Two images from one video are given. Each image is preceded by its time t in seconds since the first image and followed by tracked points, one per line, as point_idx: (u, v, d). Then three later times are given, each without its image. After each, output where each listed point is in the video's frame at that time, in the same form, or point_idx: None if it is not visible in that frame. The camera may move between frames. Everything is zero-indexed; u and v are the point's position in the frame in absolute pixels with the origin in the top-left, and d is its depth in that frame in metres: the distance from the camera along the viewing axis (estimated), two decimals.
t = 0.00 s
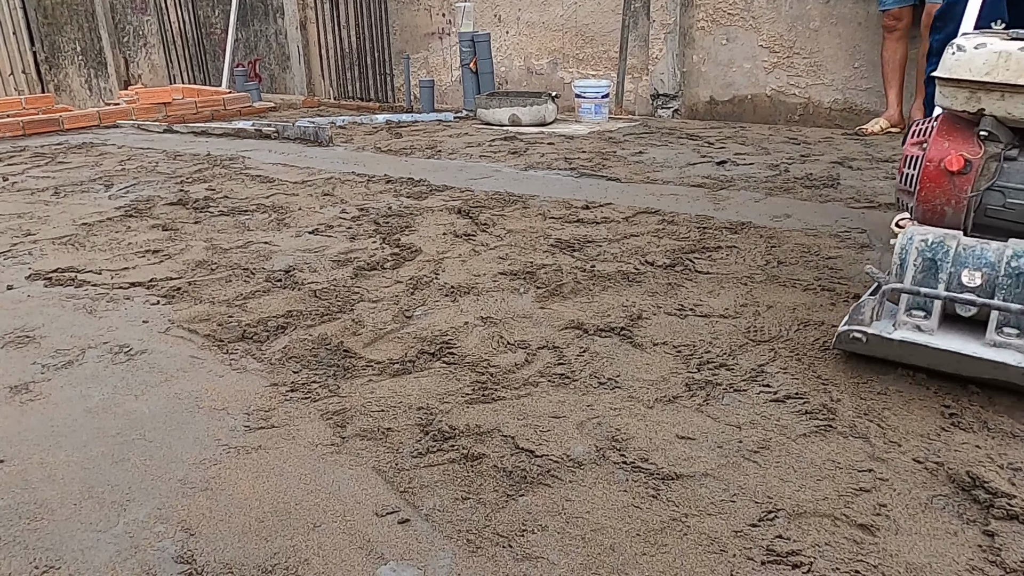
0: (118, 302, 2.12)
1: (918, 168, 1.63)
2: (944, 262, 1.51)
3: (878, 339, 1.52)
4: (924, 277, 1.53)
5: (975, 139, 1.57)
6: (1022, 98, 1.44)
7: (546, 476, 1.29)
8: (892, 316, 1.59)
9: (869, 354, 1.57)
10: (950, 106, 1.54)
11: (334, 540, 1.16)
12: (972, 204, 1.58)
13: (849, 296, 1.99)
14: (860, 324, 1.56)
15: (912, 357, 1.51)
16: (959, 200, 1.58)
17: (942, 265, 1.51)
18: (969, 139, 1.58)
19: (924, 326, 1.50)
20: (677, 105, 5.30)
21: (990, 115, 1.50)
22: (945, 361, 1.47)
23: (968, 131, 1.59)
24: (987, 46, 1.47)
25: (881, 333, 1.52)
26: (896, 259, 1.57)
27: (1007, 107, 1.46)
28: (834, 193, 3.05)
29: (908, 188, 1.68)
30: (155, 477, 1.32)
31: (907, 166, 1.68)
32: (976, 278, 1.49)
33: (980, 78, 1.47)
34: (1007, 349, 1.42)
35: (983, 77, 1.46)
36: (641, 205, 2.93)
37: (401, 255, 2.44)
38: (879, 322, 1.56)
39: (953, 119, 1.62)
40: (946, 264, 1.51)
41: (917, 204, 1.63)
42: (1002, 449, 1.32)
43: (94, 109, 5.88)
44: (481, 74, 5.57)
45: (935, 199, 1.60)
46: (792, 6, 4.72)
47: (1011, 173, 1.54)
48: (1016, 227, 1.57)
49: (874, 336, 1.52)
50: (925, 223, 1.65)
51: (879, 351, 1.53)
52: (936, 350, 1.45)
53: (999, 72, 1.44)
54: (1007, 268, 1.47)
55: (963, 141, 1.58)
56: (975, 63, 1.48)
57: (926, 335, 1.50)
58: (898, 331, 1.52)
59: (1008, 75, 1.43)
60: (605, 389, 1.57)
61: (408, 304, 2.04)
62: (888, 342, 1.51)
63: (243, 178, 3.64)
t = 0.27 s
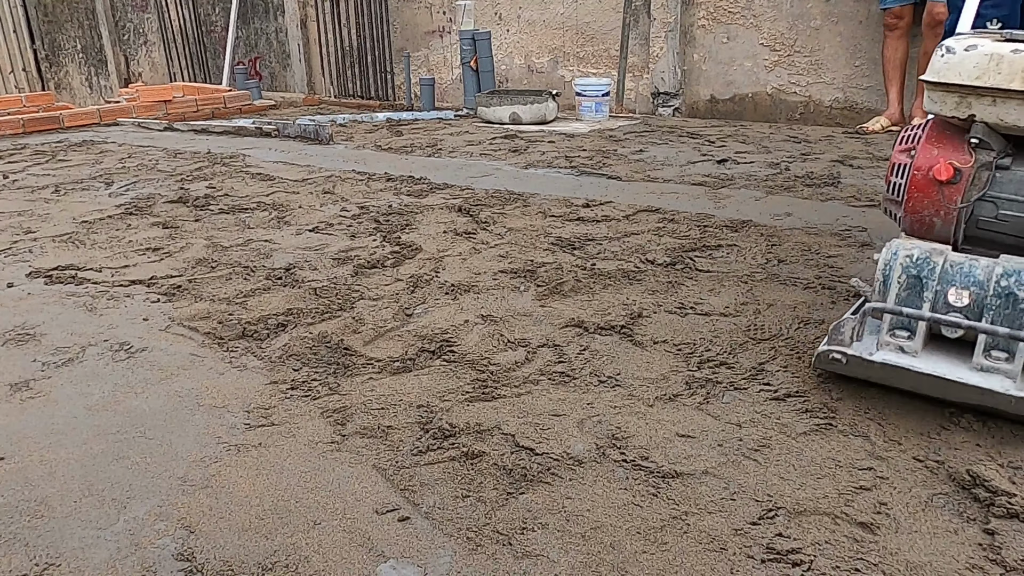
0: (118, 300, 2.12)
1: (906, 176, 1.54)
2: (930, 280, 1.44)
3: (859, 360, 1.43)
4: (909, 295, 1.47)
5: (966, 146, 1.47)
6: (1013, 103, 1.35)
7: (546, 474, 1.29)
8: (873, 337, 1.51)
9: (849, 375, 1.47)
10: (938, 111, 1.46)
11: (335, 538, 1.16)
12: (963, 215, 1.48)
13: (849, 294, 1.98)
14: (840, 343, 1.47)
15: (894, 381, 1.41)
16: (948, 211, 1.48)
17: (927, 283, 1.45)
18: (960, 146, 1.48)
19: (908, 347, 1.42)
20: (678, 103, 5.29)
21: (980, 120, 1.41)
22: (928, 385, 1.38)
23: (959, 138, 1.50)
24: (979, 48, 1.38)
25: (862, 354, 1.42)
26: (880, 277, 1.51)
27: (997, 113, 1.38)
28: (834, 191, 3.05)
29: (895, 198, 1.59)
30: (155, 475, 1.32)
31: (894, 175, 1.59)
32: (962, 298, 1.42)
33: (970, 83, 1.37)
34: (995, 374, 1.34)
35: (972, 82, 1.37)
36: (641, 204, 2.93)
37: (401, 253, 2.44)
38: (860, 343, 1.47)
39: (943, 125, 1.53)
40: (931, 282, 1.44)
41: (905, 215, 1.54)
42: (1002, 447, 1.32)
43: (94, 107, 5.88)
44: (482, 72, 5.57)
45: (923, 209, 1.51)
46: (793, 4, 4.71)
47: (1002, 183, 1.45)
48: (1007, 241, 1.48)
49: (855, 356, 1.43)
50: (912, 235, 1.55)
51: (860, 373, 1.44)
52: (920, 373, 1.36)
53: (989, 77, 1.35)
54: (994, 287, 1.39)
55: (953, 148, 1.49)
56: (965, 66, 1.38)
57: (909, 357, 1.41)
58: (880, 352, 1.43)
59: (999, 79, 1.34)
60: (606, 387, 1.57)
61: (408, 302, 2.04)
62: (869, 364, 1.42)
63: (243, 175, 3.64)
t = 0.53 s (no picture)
0: (120, 299, 2.12)
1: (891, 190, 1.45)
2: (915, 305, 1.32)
3: (839, 393, 1.33)
4: (893, 321, 1.34)
5: (953, 158, 1.38)
6: (1003, 112, 1.25)
7: (548, 473, 1.29)
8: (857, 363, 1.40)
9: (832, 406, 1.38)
10: (924, 122, 1.35)
11: (337, 536, 1.17)
12: (952, 231, 1.39)
13: (852, 293, 1.98)
14: (820, 374, 1.37)
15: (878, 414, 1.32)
16: (936, 227, 1.39)
17: (911, 308, 1.32)
18: (947, 157, 1.39)
19: (892, 378, 1.31)
20: (681, 102, 5.27)
21: (969, 131, 1.32)
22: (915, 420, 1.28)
23: (946, 149, 1.41)
24: (964, 54, 1.28)
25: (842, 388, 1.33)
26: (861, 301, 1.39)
27: (986, 124, 1.28)
28: (836, 190, 3.04)
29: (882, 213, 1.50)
30: (157, 473, 1.32)
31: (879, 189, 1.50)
32: (949, 325, 1.29)
33: (955, 92, 1.28)
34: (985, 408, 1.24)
35: (958, 91, 1.28)
36: (643, 202, 2.92)
37: (403, 252, 2.44)
38: (842, 371, 1.37)
39: (929, 135, 1.44)
40: (916, 308, 1.32)
41: (891, 231, 1.44)
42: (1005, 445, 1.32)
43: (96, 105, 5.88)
44: (483, 71, 5.57)
45: (909, 226, 1.42)
46: (795, 2, 4.71)
47: (993, 198, 1.36)
48: (1000, 259, 1.38)
49: (836, 390, 1.33)
50: (900, 253, 1.46)
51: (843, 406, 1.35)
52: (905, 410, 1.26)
53: (976, 85, 1.26)
54: (984, 315, 1.27)
55: (940, 160, 1.39)
56: (951, 74, 1.29)
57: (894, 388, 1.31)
58: (863, 384, 1.33)
59: (987, 88, 1.25)
60: (608, 386, 1.57)
61: (410, 301, 2.04)
62: (852, 397, 1.32)
63: (245, 174, 3.64)
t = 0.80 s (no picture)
0: (122, 299, 2.12)
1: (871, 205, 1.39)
2: (896, 332, 1.23)
3: (815, 426, 1.23)
4: (872, 349, 1.26)
5: (937, 170, 1.33)
6: (988, 121, 1.20)
7: (549, 473, 1.29)
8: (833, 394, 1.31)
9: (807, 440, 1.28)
10: (905, 132, 1.30)
11: (338, 535, 1.17)
12: (935, 248, 1.33)
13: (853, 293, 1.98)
14: (795, 406, 1.27)
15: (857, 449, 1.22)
16: (918, 244, 1.33)
17: (891, 334, 1.24)
18: (929, 170, 1.33)
19: (871, 411, 1.22)
20: (682, 102, 5.28)
21: (951, 142, 1.26)
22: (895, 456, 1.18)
23: (929, 162, 1.35)
24: (947, 59, 1.23)
25: (818, 419, 1.23)
26: (838, 327, 1.30)
27: (970, 134, 1.22)
28: (837, 190, 3.04)
29: (861, 228, 1.43)
30: (159, 472, 1.33)
31: (859, 203, 1.43)
32: (932, 353, 1.21)
33: (938, 100, 1.22)
34: (971, 444, 1.14)
35: (940, 99, 1.22)
36: (644, 202, 2.92)
37: (404, 252, 2.44)
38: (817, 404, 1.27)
39: (911, 147, 1.38)
40: (897, 333, 1.23)
41: (871, 248, 1.38)
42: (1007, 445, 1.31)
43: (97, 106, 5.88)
44: (484, 71, 5.57)
45: (890, 242, 1.36)
46: (796, 2, 4.70)
47: (979, 213, 1.31)
48: (987, 277, 1.33)
49: (812, 422, 1.23)
50: (881, 270, 1.40)
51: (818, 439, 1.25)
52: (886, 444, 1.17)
53: (960, 93, 1.20)
54: (969, 342, 1.18)
55: (922, 174, 1.34)
56: (932, 81, 1.23)
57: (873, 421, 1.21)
58: (841, 415, 1.24)
59: (970, 96, 1.19)
60: (609, 385, 1.57)
61: (411, 301, 2.04)
62: (827, 430, 1.22)
63: (246, 174, 3.64)
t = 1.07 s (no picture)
0: (122, 298, 2.12)
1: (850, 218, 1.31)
2: (869, 357, 1.15)
3: (781, 457, 1.16)
4: (845, 373, 1.18)
5: (917, 183, 1.24)
6: (971, 130, 1.11)
7: (548, 472, 1.29)
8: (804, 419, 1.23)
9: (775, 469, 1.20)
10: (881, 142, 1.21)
11: (338, 534, 1.17)
12: (915, 265, 1.25)
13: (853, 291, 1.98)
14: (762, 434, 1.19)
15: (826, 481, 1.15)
16: (897, 260, 1.25)
17: (865, 359, 1.16)
18: (909, 182, 1.24)
19: (842, 441, 1.14)
20: (682, 101, 5.28)
21: (932, 152, 1.17)
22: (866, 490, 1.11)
23: (909, 172, 1.26)
24: (927, 64, 1.13)
25: (785, 449, 1.16)
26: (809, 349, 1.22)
27: (952, 143, 1.14)
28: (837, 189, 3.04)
29: (839, 241, 1.35)
30: (159, 471, 1.33)
31: (837, 216, 1.35)
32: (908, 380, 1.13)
33: (918, 108, 1.13)
34: (947, 480, 1.07)
35: (920, 106, 1.13)
36: (644, 201, 2.92)
37: (404, 250, 2.44)
38: (785, 432, 1.19)
39: (891, 157, 1.29)
40: (871, 357, 1.15)
41: (848, 263, 1.30)
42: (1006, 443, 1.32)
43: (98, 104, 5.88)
44: (484, 70, 5.56)
45: (868, 258, 1.27)
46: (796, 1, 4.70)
47: (960, 228, 1.22)
48: (970, 296, 1.24)
49: (778, 453, 1.16)
50: (859, 287, 1.32)
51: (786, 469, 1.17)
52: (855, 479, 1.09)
53: (941, 99, 1.11)
54: (947, 370, 1.10)
55: (902, 186, 1.25)
56: (912, 87, 1.14)
57: (845, 452, 1.14)
58: (810, 445, 1.16)
59: (953, 103, 1.10)
60: (609, 384, 1.57)
61: (411, 299, 2.04)
62: (795, 461, 1.15)
63: (246, 173, 3.64)
